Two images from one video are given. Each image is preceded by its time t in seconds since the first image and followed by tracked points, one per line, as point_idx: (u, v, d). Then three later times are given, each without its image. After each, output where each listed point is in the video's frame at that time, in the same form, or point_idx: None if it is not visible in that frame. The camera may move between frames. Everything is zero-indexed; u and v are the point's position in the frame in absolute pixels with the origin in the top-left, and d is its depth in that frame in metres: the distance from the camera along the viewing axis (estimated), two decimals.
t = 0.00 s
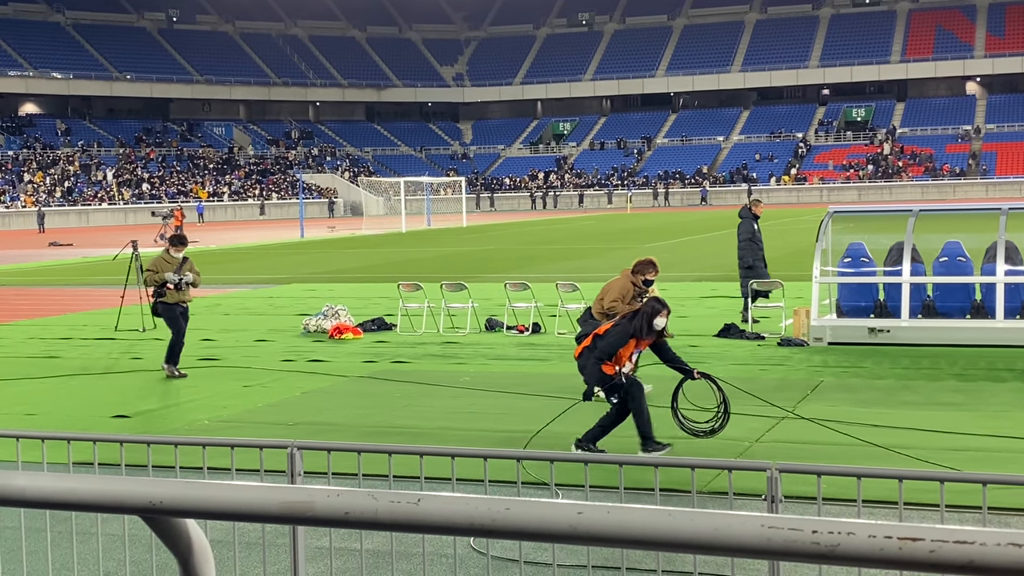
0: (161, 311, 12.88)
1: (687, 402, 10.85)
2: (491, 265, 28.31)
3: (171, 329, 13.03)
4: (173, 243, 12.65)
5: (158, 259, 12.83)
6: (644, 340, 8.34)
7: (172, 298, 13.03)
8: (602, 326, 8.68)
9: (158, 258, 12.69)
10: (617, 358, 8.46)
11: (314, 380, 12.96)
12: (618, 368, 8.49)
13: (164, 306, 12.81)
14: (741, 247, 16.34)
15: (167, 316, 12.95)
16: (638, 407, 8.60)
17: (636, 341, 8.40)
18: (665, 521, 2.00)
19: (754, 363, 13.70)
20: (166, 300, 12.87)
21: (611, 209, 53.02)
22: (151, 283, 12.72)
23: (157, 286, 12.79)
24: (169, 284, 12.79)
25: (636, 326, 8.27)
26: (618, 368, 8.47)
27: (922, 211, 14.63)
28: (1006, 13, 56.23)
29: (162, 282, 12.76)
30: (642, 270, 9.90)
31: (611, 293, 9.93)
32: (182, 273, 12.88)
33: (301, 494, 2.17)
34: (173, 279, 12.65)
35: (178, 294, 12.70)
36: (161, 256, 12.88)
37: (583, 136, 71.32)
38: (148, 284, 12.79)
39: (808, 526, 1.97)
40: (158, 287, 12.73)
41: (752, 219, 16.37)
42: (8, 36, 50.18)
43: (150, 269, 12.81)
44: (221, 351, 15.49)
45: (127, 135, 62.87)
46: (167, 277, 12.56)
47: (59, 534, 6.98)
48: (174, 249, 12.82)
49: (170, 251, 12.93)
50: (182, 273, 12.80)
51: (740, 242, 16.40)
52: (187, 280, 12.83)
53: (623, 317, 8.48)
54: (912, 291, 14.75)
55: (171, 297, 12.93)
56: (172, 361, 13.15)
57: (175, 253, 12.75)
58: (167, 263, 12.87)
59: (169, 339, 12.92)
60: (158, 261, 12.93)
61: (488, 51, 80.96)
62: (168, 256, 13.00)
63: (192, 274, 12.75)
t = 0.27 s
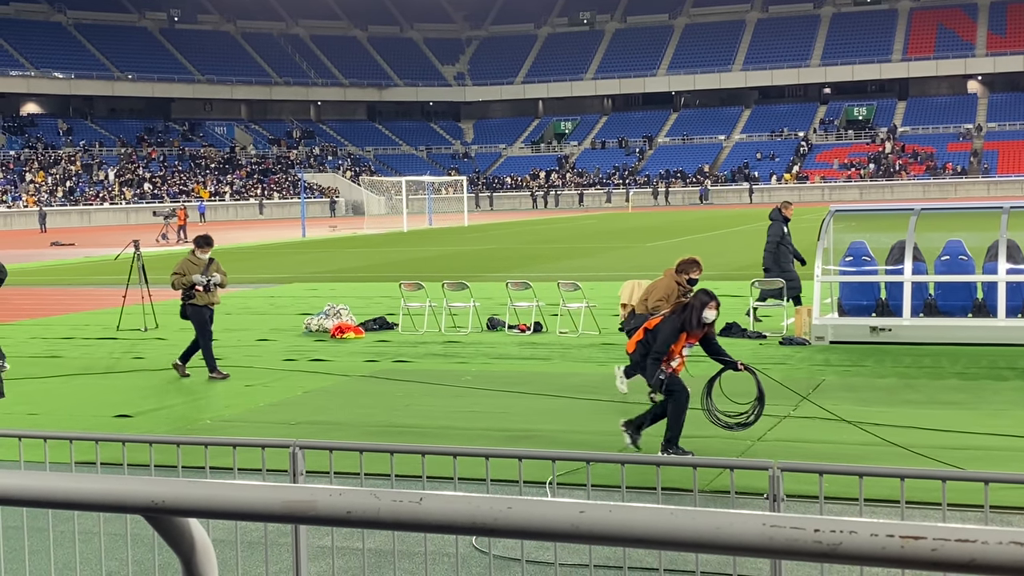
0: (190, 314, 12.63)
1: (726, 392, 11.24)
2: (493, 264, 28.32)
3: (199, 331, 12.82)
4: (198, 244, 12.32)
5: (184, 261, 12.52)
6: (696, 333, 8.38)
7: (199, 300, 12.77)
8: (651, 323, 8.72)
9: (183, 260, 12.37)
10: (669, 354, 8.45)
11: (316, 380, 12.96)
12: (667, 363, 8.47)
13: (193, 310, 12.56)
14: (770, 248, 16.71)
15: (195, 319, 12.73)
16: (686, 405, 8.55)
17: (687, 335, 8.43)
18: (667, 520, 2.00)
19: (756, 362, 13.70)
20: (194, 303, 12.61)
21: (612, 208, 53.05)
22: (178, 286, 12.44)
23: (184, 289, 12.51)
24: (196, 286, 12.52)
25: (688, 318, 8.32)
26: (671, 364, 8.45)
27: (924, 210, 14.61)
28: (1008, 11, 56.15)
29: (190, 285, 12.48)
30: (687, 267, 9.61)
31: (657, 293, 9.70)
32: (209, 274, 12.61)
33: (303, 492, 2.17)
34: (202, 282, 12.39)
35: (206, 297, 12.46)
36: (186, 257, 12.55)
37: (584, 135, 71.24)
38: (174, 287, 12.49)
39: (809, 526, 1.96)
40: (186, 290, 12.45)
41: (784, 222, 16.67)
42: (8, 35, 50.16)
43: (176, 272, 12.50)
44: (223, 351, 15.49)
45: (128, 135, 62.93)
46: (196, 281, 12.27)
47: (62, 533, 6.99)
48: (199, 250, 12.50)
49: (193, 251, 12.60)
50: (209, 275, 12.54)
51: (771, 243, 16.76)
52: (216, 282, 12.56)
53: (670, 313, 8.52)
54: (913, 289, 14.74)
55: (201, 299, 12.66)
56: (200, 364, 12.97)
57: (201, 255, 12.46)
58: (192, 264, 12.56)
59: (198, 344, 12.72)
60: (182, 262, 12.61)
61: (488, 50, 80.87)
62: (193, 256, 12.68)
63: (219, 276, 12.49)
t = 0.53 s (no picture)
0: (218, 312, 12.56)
1: (769, 388, 11.22)
2: (494, 263, 28.33)
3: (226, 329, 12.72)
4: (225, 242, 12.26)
5: (212, 258, 12.44)
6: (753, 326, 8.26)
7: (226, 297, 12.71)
8: (709, 317, 8.53)
9: (213, 258, 12.31)
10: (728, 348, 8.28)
11: (318, 379, 12.96)
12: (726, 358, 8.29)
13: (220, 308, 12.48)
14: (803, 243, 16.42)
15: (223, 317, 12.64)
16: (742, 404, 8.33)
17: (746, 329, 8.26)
18: (668, 519, 2.00)
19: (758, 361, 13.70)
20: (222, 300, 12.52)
21: (614, 207, 53.05)
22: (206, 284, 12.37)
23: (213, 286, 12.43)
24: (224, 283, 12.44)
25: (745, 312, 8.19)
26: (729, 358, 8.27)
27: (925, 210, 14.74)
28: (1009, 10, 56.13)
29: (218, 281, 12.42)
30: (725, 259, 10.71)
31: (696, 289, 11.03)
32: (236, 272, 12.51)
33: (305, 492, 2.17)
34: (230, 279, 12.31)
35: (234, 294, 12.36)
36: (213, 254, 12.48)
37: (585, 134, 71.20)
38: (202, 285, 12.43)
39: (810, 524, 1.96)
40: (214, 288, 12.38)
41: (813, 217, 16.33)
42: (10, 35, 50.23)
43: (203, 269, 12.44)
44: (225, 350, 15.50)
45: (130, 134, 62.97)
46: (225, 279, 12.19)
47: (64, 532, 6.99)
48: (226, 246, 12.44)
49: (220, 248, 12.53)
50: (237, 271, 12.44)
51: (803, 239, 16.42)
52: (243, 279, 12.48)
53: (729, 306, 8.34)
54: (915, 288, 14.74)
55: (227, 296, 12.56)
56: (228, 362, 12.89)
57: (228, 252, 12.36)
58: (219, 261, 12.49)
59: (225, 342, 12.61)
60: (210, 258, 12.54)
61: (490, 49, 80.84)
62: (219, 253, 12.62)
63: (247, 273, 12.40)
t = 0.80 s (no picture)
0: (247, 313, 12.39)
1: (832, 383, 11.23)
2: (495, 263, 28.33)
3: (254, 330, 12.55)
4: (256, 243, 12.04)
5: (242, 258, 12.22)
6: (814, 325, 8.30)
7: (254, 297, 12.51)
8: (773, 313, 8.65)
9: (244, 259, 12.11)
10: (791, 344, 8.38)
11: (319, 379, 12.96)
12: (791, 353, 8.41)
13: (249, 309, 12.31)
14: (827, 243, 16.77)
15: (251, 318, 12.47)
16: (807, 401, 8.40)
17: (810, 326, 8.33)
18: (668, 520, 2.01)
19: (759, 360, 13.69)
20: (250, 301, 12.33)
21: (615, 207, 53.02)
22: (235, 285, 12.18)
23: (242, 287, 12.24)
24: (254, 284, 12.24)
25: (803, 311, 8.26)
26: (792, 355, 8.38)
27: (926, 209, 14.74)
28: (1011, 9, 56.07)
29: (247, 283, 12.22)
30: (767, 261, 10.73)
31: (739, 289, 10.98)
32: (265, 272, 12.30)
33: (305, 493, 2.17)
34: (260, 281, 12.12)
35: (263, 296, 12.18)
36: (242, 253, 12.26)
37: (587, 133, 71.15)
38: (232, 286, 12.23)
39: (811, 524, 1.96)
40: (244, 290, 12.20)
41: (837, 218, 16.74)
42: (11, 35, 50.24)
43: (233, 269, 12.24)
44: (226, 349, 15.50)
45: (131, 134, 62.96)
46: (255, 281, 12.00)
47: (65, 532, 6.99)
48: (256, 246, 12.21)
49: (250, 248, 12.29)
50: (266, 272, 12.23)
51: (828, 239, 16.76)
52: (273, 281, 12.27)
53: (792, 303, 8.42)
54: (916, 288, 14.74)
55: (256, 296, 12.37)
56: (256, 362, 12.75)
57: (257, 254, 12.14)
58: (248, 261, 12.28)
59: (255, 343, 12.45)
60: (240, 258, 12.31)
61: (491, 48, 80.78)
62: (249, 253, 12.36)
63: (276, 275, 12.17)
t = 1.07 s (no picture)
0: (272, 313, 12.20)
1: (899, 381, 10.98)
2: (495, 262, 28.33)
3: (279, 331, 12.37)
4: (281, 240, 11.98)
5: (268, 257, 12.13)
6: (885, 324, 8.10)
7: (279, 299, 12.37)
8: (836, 315, 8.54)
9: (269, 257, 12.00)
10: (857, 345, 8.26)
11: (318, 378, 12.95)
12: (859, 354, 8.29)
13: (274, 308, 12.14)
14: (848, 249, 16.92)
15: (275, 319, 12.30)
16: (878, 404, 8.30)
17: (875, 325, 8.20)
18: (669, 519, 2.01)
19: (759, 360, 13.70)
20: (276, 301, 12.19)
21: (615, 206, 53.10)
22: (261, 283, 12.04)
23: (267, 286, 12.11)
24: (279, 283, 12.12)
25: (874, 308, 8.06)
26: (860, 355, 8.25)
27: (927, 209, 14.76)
28: (1011, 9, 56.04)
29: (272, 281, 12.11)
30: (813, 258, 10.17)
31: (783, 286, 10.18)
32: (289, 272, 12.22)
33: (306, 492, 2.17)
34: (285, 279, 12.02)
35: (288, 294, 12.06)
36: (267, 254, 12.19)
37: (587, 133, 71.14)
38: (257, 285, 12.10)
39: (811, 523, 1.96)
40: (269, 288, 12.06)
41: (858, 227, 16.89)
42: (13, 35, 50.31)
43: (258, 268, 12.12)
44: (226, 349, 15.51)
45: (131, 134, 63.01)
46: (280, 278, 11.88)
47: (65, 531, 6.99)
48: (281, 246, 12.15)
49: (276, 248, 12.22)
50: (291, 271, 12.16)
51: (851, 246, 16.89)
52: (297, 279, 12.17)
53: (855, 304, 8.29)
54: (917, 288, 14.72)
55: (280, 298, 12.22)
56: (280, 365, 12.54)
57: (282, 251, 12.10)
58: (273, 261, 12.20)
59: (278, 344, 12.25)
60: (265, 259, 12.22)
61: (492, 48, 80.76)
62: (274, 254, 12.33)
63: (301, 272, 12.08)
